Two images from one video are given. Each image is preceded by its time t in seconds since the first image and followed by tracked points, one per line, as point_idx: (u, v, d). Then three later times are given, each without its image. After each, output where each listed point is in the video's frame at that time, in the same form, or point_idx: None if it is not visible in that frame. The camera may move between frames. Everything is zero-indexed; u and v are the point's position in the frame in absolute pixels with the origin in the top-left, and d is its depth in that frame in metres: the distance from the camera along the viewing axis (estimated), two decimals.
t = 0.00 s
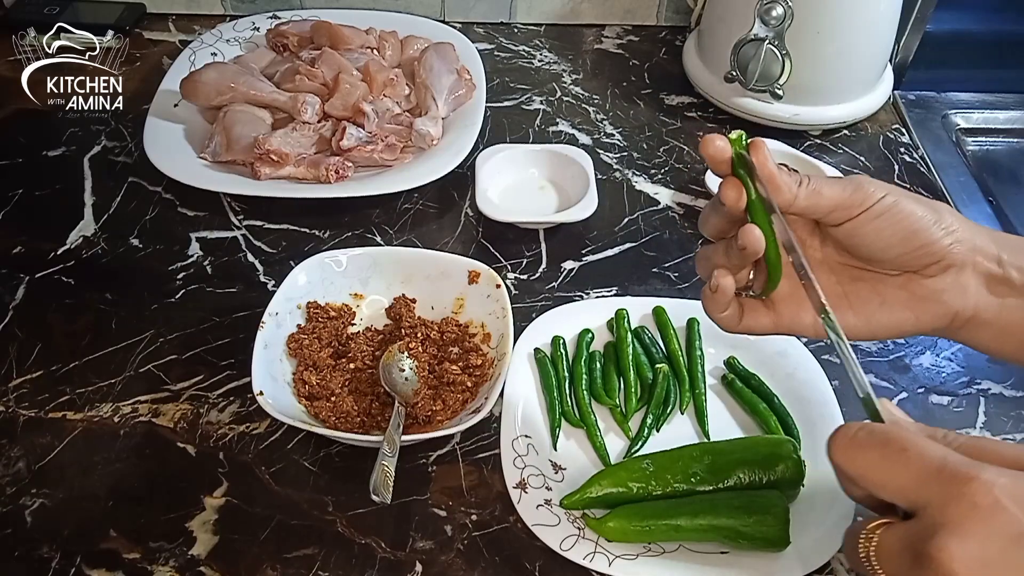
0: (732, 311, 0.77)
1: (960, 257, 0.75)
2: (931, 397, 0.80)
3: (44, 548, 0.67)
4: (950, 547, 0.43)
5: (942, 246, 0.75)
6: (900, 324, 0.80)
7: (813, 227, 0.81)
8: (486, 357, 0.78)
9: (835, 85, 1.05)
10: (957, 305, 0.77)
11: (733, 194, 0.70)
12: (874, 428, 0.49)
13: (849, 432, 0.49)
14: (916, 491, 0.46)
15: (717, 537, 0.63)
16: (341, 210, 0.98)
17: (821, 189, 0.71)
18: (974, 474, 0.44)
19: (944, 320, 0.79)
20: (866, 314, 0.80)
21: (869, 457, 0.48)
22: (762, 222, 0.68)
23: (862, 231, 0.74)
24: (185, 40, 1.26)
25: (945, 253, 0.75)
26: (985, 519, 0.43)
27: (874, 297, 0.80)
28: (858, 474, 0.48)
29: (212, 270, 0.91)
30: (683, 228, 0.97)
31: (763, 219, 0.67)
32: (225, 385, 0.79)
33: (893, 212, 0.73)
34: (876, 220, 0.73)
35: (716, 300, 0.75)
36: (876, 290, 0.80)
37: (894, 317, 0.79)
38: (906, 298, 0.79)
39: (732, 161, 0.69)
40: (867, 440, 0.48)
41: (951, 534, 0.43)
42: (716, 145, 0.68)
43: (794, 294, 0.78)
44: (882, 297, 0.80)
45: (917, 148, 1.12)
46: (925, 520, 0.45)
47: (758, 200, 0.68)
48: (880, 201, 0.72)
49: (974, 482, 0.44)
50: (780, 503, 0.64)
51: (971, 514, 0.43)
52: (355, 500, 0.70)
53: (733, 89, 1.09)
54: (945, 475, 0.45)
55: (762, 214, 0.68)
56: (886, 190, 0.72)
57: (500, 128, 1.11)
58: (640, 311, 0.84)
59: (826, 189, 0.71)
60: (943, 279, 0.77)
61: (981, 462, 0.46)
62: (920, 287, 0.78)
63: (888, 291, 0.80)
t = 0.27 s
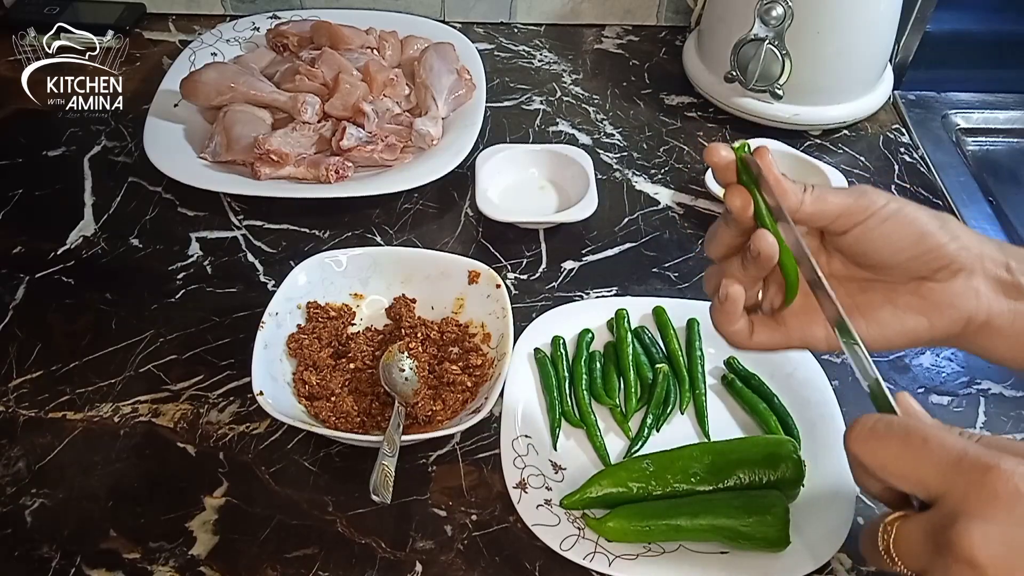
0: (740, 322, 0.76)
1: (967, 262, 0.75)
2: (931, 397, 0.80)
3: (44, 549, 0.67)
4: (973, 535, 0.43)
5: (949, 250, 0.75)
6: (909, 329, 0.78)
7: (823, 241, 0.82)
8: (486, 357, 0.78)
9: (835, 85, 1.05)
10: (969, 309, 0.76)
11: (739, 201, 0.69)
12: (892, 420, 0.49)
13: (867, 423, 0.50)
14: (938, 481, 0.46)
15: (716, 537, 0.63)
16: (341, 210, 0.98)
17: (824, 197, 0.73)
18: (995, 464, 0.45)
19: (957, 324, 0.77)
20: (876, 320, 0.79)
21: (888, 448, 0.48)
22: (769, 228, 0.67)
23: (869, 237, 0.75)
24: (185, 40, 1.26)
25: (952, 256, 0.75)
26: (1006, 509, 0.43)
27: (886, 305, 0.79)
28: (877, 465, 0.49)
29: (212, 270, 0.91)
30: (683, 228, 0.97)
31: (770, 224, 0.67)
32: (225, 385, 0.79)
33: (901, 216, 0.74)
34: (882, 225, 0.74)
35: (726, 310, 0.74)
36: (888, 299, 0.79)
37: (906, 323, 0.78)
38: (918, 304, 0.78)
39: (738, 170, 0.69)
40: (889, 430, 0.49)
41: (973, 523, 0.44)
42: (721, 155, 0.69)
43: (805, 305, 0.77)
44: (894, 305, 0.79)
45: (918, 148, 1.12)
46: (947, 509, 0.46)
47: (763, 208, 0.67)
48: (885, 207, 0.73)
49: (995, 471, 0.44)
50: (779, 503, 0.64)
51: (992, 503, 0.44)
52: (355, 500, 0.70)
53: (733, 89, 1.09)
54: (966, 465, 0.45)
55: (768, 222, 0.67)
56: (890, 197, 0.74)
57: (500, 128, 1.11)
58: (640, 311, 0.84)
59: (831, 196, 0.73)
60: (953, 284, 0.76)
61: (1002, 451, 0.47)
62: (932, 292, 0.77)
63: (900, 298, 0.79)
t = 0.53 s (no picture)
0: (743, 305, 0.79)
1: (965, 244, 0.76)
2: (931, 397, 0.80)
3: (44, 549, 0.67)
4: (979, 521, 0.44)
5: (947, 234, 0.75)
6: (905, 311, 0.80)
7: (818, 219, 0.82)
8: (486, 357, 0.78)
9: (835, 85, 1.04)
10: (964, 290, 0.77)
11: (736, 195, 0.70)
12: (896, 411, 0.50)
13: (873, 415, 0.51)
14: (944, 470, 0.47)
15: (716, 537, 0.63)
16: (341, 210, 0.98)
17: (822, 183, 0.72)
18: (999, 451, 0.46)
19: (951, 306, 0.79)
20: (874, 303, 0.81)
21: (893, 438, 0.49)
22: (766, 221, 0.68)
23: (868, 220, 0.75)
24: (185, 40, 1.26)
25: (950, 240, 0.75)
26: (1012, 495, 0.44)
27: (882, 287, 0.81)
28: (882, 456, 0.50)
29: (212, 270, 0.91)
30: (683, 228, 0.97)
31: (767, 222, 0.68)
32: (225, 385, 0.79)
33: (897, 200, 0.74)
34: (880, 210, 0.74)
35: (729, 294, 0.78)
36: (884, 280, 0.80)
37: (901, 305, 0.80)
38: (914, 286, 0.79)
39: (732, 164, 0.69)
40: (892, 421, 0.50)
41: (980, 508, 0.45)
42: (715, 150, 0.68)
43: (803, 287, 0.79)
44: (890, 287, 0.80)
45: (918, 148, 1.12)
46: (953, 497, 0.47)
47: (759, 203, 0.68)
48: (883, 191, 0.73)
49: (1000, 457, 0.45)
50: (779, 503, 0.64)
51: (998, 489, 0.45)
52: (355, 500, 0.70)
53: (733, 89, 1.09)
54: (969, 452, 0.46)
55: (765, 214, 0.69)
56: (889, 179, 0.74)
57: (500, 128, 1.11)
58: (640, 311, 0.84)
59: (829, 180, 0.72)
60: (950, 266, 0.77)
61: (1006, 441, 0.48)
62: (928, 274, 0.78)
63: (896, 278, 0.80)
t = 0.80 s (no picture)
0: (742, 322, 0.77)
1: (961, 257, 0.75)
2: (931, 397, 0.80)
3: (44, 549, 0.67)
4: (968, 522, 0.44)
5: (942, 246, 0.74)
6: (905, 324, 0.80)
7: (813, 236, 0.82)
8: (486, 357, 0.78)
9: (835, 85, 1.05)
10: (963, 302, 0.77)
11: (728, 212, 0.70)
12: (885, 419, 0.51)
13: (862, 423, 0.51)
14: (934, 474, 0.48)
15: (716, 537, 0.63)
16: (341, 210, 0.98)
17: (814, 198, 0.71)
18: (987, 452, 0.46)
19: (950, 317, 0.78)
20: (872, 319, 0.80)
21: (883, 445, 0.50)
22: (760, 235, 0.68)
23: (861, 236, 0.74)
24: (185, 40, 1.26)
25: (946, 252, 0.75)
26: (1001, 496, 0.44)
27: (880, 300, 0.80)
28: (872, 463, 0.50)
29: (212, 270, 0.91)
30: (683, 228, 0.97)
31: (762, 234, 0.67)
32: (225, 385, 0.79)
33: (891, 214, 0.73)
34: (874, 224, 0.73)
35: (729, 310, 0.75)
36: (882, 293, 0.80)
37: (901, 320, 0.80)
38: (912, 299, 0.79)
39: (722, 182, 0.68)
40: (882, 428, 0.50)
41: (970, 511, 0.45)
42: (704, 168, 0.67)
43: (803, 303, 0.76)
44: (889, 301, 0.80)
45: (917, 148, 1.12)
46: (944, 501, 0.47)
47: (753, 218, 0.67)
48: (876, 206, 0.72)
49: (988, 459, 0.46)
50: (779, 503, 0.64)
51: (988, 491, 0.45)
52: (355, 500, 0.70)
53: (733, 89, 1.09)
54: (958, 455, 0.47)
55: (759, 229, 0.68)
56: (881, 194, 0.73)
57: (500, 128, 1.11)
58: (640, 310, 0.84)
59: (821, 196, 0.71)
60: (947, 278, 0.76)
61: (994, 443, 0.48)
62: (925, 288, 0.78)
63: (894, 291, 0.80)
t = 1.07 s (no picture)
0: (739, 323, 0.76)
1: (956, 253, 0.75)
2: (931, 397, 0.80)
3: (44, 549, 0.67)
4: (977, 522, 0.44)
5: (937, 242, 0.74)
6: (902, 322, 0.80)
7: (810, 235, 0.82)
8: (486, 357, 0.78)
9: (835, 85, 1.05)
10: (960, 300, 0.76)
11: (722, 209, 0.72)
12: (893, 417, 0.51)
13: (869, 421, 0.51)
14: (941, 473, 0.48)
15: (716, 537, 0.63)
16: (341, 210, 0.98)
17: (807, 198, 0.72)
18: (993, 450, 0.46)
19: (948, 315, 0.78)
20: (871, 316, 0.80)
21: (890, 444, 0.50)
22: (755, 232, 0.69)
23: (856, 233, 0.74)
24: (185, 40, 1.26)
25: (941, 248, 0.74)
26: (1009, 494, 0.44)
27: (877, 297, 0.80)
28: (879, 461, 0.50)
29: (212, 270, 0.91)
30: (683, 228, 0.97)
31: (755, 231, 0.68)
32: (225, 385, 0.79)
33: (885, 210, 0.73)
34: (869, 221, 0.73)
35: (726, 310, 0.75)
36: (879, 292, 0.80)
37: (898, 317, 0.79)
38: (909, 296, 0.79)
39: (717, 181, 0.70)
40: (888, 427, 0.50)
41: (979, 509, 0.45)
42: (698, 167, 0.69)
43: (798, 301, 0.77)
44: (885, 298, 0.80)
45: (918, 148, 1.12)
46: (952, 499, 0.47)
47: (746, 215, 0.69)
48: (870, 203, 0.72)
49: (995, 456, 0.45)
50: (779, 503, 0.64)
51: (996, 488, 0.45)
52: (355, 500, 0.70)
53: (733, 89, 1.09)
54: (965, 453, 0.47)
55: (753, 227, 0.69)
56: (875, 191, 0.73)
57: (500, 128, 1.11)
58: (640, 310, 0.84)
59: (814, 195, 0.72)
60: (943, 275, 0.76)
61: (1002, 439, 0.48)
62: (923, 284, 0.77)
63: (891, 291, 0.79)
